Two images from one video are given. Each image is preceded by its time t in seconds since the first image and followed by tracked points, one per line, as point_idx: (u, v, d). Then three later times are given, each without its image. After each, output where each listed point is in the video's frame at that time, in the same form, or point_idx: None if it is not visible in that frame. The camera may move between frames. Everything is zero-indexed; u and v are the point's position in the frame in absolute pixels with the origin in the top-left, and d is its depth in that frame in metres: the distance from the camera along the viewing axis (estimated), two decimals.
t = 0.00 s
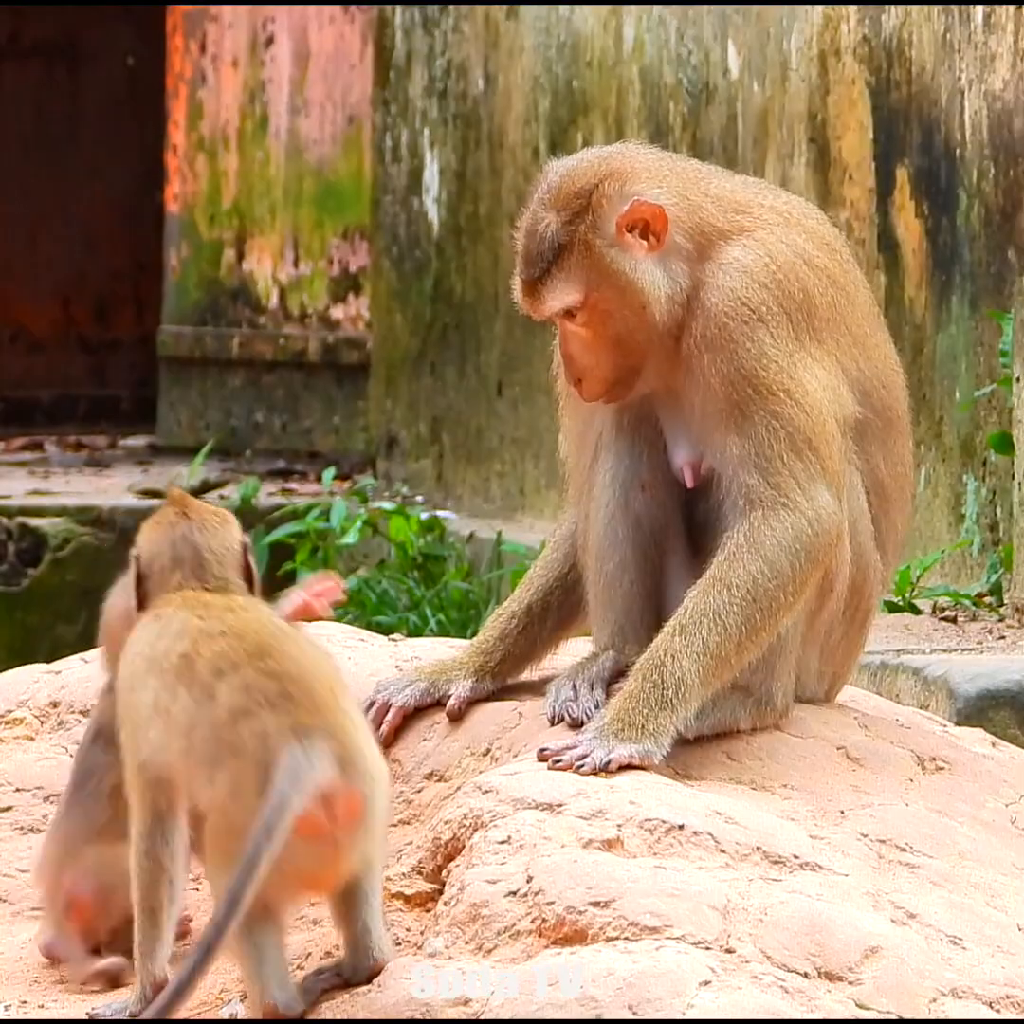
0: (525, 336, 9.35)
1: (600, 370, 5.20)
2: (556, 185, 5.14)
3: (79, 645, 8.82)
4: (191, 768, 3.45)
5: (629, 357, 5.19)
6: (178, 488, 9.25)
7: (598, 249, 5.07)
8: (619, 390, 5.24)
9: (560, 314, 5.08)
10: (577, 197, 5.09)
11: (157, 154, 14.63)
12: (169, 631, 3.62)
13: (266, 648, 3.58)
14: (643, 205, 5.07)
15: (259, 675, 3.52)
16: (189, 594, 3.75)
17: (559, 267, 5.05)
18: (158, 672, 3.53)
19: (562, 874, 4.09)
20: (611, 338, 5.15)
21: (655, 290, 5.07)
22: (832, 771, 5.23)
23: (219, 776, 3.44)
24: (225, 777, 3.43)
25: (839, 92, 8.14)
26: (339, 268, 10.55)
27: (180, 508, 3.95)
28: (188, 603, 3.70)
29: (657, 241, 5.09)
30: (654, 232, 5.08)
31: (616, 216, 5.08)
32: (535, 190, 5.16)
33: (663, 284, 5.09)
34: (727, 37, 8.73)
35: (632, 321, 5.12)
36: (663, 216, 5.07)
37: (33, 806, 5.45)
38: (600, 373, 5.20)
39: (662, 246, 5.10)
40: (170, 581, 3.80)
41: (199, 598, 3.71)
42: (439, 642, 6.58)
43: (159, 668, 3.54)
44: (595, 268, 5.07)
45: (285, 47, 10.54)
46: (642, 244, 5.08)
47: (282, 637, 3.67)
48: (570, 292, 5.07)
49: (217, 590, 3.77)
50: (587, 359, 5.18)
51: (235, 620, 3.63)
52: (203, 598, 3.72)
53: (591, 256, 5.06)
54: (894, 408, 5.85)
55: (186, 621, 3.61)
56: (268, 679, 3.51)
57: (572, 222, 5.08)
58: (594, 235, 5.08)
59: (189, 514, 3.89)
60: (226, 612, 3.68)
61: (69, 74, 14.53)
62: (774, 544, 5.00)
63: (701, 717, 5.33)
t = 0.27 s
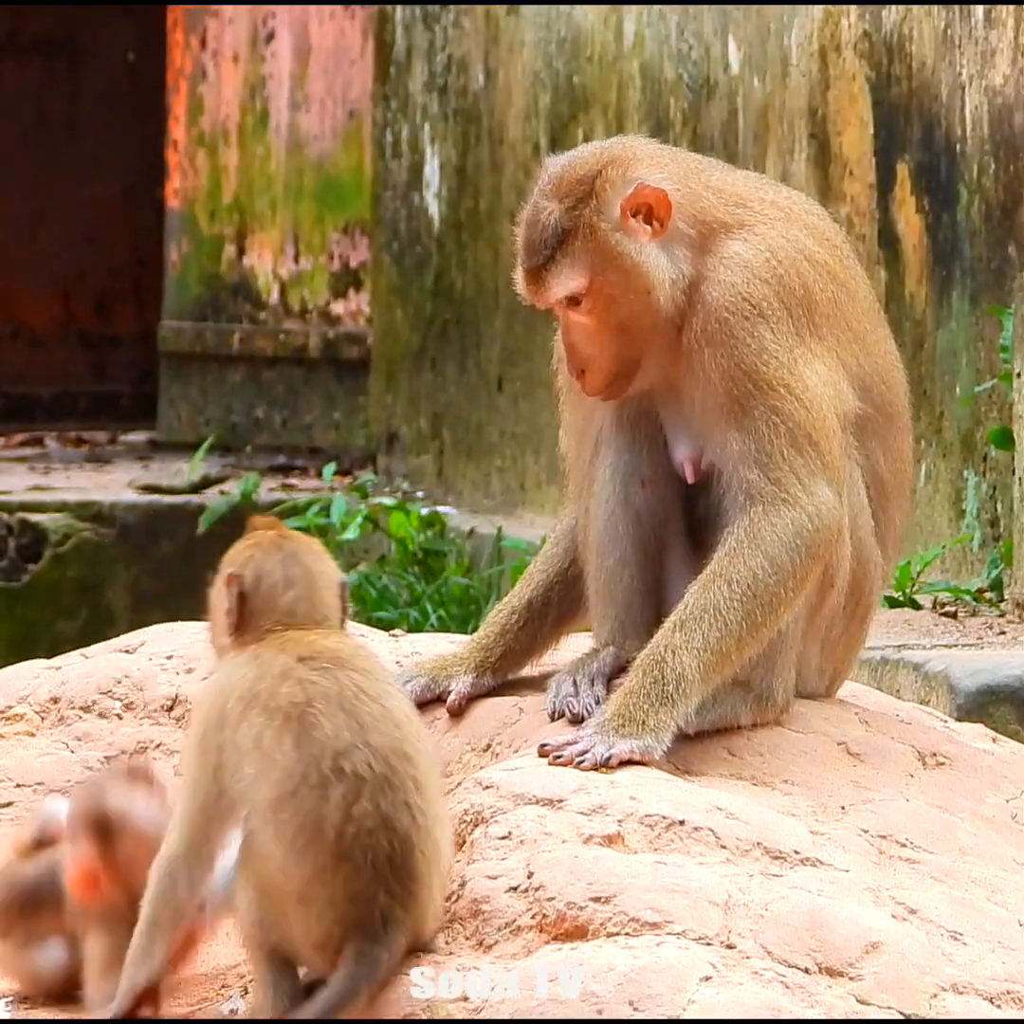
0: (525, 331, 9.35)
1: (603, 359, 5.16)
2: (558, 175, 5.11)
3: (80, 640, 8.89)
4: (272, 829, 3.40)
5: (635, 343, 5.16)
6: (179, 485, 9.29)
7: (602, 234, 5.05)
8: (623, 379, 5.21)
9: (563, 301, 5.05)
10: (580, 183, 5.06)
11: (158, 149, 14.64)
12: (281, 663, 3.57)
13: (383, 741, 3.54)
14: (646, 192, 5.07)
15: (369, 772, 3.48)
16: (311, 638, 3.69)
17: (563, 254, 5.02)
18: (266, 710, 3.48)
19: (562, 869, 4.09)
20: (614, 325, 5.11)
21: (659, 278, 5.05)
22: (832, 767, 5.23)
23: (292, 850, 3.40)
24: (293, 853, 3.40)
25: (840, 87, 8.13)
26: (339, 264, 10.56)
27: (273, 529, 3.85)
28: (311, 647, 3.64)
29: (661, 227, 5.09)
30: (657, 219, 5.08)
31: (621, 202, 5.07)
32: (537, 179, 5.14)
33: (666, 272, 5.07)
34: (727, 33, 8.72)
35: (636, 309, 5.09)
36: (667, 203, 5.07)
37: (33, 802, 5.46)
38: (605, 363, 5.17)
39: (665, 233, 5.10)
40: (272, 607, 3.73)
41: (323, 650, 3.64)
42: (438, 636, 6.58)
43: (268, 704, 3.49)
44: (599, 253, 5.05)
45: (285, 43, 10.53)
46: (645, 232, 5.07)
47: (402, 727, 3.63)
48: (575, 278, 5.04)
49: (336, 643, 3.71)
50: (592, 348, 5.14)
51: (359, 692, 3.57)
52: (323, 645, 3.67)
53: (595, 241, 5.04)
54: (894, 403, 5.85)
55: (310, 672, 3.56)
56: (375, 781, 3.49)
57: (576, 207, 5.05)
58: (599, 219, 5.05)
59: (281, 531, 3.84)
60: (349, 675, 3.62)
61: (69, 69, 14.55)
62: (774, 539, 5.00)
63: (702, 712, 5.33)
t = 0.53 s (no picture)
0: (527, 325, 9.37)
1: (610, 354, 5.16)
2: (560, 170, 5.11)
3: (83, 634, 8.94)
4: (309, 804, 3.64)
5: (641, 336, 5.15)
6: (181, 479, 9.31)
7: (609, 226, 5.03)
8: (629, 373, 5.20)
9: (569, 294, 5.04)
10: (584, 176, 5.06)
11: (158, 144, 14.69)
12: (360, 632, 3.78)
13: (436, 756, 3.72)
14: (649, 183, 5.09)
15: (411, 783, 3.68)
16: (398, 622, 3.86)
17: (569, 247, 5.02)
18: (336, 676, 3.69)
19: (564, 863, 4.10)
20: (621, 317, 5.11)
21: (665, 269, 5.06)
22: (834, 761, 5.24)
23: (320, 835, 3.63)
24: (320, 836, 3.62)
25: (842, 83, 8.14)
26: (341, 259, 10.53)
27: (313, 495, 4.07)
28: (393, 633, 3.81)
29: (665, 220, 5.11)
30: (662, 210, 5.10)
31: (625, 193, 5.07)
32: (540, 175, 5.13)
33: (671, 265, 5.07)
34: (729, 29, 8.72)
35: (642, 301, 5.09)
36: (671, 195, 5.10)
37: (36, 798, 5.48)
38: (611, 358, 5.17)
39: (669, 225, 5.11)
40: (341, 560, 3.96)
41: (403, 639, 3.81)
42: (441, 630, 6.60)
43: (339, 673, 3.69)
44: (605, 245, 5.04)
45: (287, 38, 10.57)
46: (650, 223, 5.08)
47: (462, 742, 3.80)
48: (581, 272, 5.03)
49: (419, 637, 3.87)
50: (598, 341, 5.14)
51: (423, 698, 3.74)
52: (405, 633, 3.84)
53: (602, 233, 5.03)
54: (896, 398, 5.86)
55: (384, 659, 3.74)
56: (414, 795, 3.68)
57: (580, 202, 5.04)
58: (604, 212, 5.04)
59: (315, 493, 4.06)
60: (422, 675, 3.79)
61: (69, 66, 14.62)
62: (777, 533, 5.02)
63: (704, 706, 5.34)
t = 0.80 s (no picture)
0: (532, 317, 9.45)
1: (613, 345, 5.15)
2: (564, 163, 5.09)
3: (86, 627, 8.95)
4: (359, 792, 3.66)
5: (645, 328, 5.14)
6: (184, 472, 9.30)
7: (613, 218, 5.03)
8: (633, 365, 5.19)
9: (573, 286, 5.03)
10: (588, 168, 5.05)
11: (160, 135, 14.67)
12: (439, 636, 3.75)
13: (485, 775, 3.78)
14: (654, 175, 5.08)
15: (457, 799, 3.74)
16: (475, 626, 3.84)
17: (574, 240, 5.01)
18: (411, 679, 3.69)
19: (568, 857, 4.10)
20: (625, 311, 5.10)
21: (670, 262, 5.05)
22: (837, 753, 5.24)
23: (360, 827, 3.66)
24: (360, 830, 3.66)
25: (845, 76, 8.13)
26: (345, 254, 10.37)
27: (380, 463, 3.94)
28: (471, 642, 3.81)
29: (670, 212, 5.09)
30: (666, 202, 5.09)
31: (629, 185, 5.06)
32: (544, 167, 5.11)
33: (674, 258, 5.06)
34: (732, 21, 8.71)
35: (648, 293, 5.07)
36: (675, 187, 5.09)
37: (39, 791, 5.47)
38: (614, 351, 5.16)
39: (674, 217, 5.10)
40: (422, 545, 3.90)
41: (479, 650, 3.81)
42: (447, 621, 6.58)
43: (413, 676, 3.70)
44: (609, 236, 5.03)
45: (289, 30, 10.43)
46: (655, 215, 5.07)
47: (510, 758, 3.87)
48: (586, 264, 5.02)
49: (492, 649, 3.87)
50: (601, 334, 5.13)
51: (487, 719, 3.78)
52: (482, 643, 3.84)
53: (606, 225, 5.02)
54: (899, 391, 5.86)
55: (458, 669, 3.75)
56: (456, 811, 3.75)
57: (585, 194, 5.03)
58: (609, 204, 5.03)
59: (383, 459, 3.94)
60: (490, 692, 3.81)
61: (70, 58, 14.66)
62: (780, 526, 5.02)
63: (707, 699, 5.34)
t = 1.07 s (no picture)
0: (534, 306, 9.43)
1: (616, 329, 5.15)
2: (569, 150, 5.06)
3: (88, 614, 8.98)
4: (372, 785, 3.72)
5: (647, 315, 5.14)
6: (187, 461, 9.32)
7: (621, 202, 5.01)
8: (632, 353, 5.19)
9: (577, 270, 5.01)
10: (595, 153, 5.02)
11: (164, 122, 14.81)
12: (452, 636, 3.79)
13: (497, 772, 3.83)
14: (661, 162, 5.07)
15: (468, 798, 3.79)
16: (488, 624, 3.87)
17: (580, 224, 5.00)
18: (423, 679, 3.74)
19: (571, 845, 4.09)
20: (629, 296, 5.09)
21: (676, 249, 5.05)
22: (839, 742, 5.24)
23: (371, 820, 3.71)
24: (370, 824, 3.71)
25: (848, 65, 8.12)
26: (348, 240, 10.56)
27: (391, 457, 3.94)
28: (486, 641, 3.85)
29: (676, 198, 5.10)
30: (673, 189, 5.09)
31: (636, 171, 5.04)
32: (548, 152, 5.09)
33: (681, 246, 5.05)
34: (735, 10, 8.71)
35: (652, 278, 5.06)
36: (682, 174, 5.09)
37: (42, 777, 5.48)
38: (615, 336, 5.16)
39: (680, 204, 5.11)
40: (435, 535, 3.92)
41: (494, 648, 3.85)
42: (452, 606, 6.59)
43: (426, 677, 3.74)
44: (617, 219, 5.01)
45: (292, 19, 10.53)
46: (661, 202, 5.07)
47: (521, 753, 3.91)
48: (592, 248, 5.01)
49: (508, 646, 3.91)
50: (606, 320, 5.13)
51: (499, 718, 3.83)
52: (496, 642, 3.87)
53: (614, 208, 5.01)
54: (901, 379, 5.86)
55: (470, 670, 3.79)
56: (467, 809, 3.80)
57: (591, 180, 5.01)
58: (617, 189, 5.02)
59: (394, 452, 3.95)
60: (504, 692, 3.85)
61: (73, 46, 14.79)
62: (784, 515, 5.02)
63: (710, 688, 5.35)
